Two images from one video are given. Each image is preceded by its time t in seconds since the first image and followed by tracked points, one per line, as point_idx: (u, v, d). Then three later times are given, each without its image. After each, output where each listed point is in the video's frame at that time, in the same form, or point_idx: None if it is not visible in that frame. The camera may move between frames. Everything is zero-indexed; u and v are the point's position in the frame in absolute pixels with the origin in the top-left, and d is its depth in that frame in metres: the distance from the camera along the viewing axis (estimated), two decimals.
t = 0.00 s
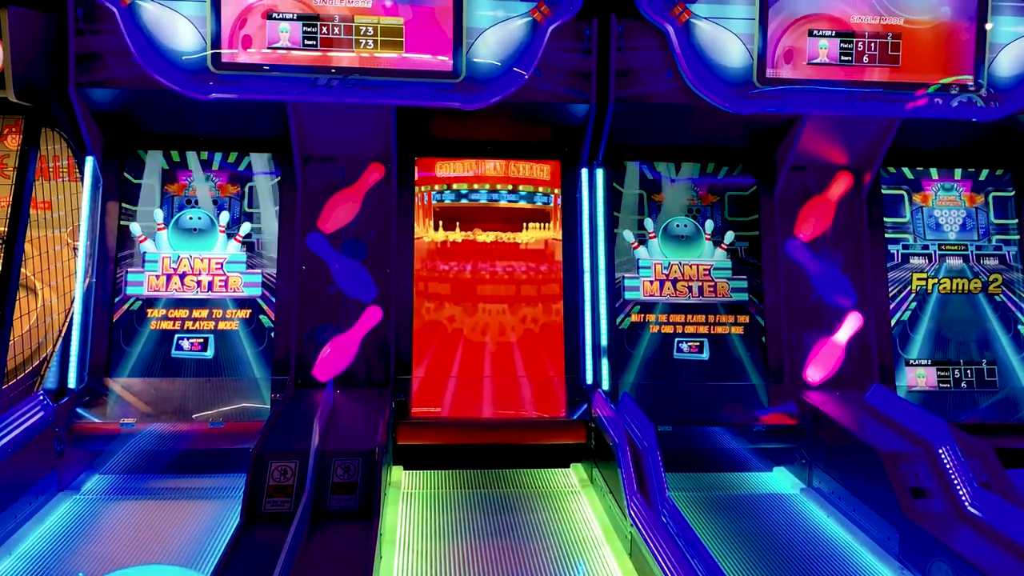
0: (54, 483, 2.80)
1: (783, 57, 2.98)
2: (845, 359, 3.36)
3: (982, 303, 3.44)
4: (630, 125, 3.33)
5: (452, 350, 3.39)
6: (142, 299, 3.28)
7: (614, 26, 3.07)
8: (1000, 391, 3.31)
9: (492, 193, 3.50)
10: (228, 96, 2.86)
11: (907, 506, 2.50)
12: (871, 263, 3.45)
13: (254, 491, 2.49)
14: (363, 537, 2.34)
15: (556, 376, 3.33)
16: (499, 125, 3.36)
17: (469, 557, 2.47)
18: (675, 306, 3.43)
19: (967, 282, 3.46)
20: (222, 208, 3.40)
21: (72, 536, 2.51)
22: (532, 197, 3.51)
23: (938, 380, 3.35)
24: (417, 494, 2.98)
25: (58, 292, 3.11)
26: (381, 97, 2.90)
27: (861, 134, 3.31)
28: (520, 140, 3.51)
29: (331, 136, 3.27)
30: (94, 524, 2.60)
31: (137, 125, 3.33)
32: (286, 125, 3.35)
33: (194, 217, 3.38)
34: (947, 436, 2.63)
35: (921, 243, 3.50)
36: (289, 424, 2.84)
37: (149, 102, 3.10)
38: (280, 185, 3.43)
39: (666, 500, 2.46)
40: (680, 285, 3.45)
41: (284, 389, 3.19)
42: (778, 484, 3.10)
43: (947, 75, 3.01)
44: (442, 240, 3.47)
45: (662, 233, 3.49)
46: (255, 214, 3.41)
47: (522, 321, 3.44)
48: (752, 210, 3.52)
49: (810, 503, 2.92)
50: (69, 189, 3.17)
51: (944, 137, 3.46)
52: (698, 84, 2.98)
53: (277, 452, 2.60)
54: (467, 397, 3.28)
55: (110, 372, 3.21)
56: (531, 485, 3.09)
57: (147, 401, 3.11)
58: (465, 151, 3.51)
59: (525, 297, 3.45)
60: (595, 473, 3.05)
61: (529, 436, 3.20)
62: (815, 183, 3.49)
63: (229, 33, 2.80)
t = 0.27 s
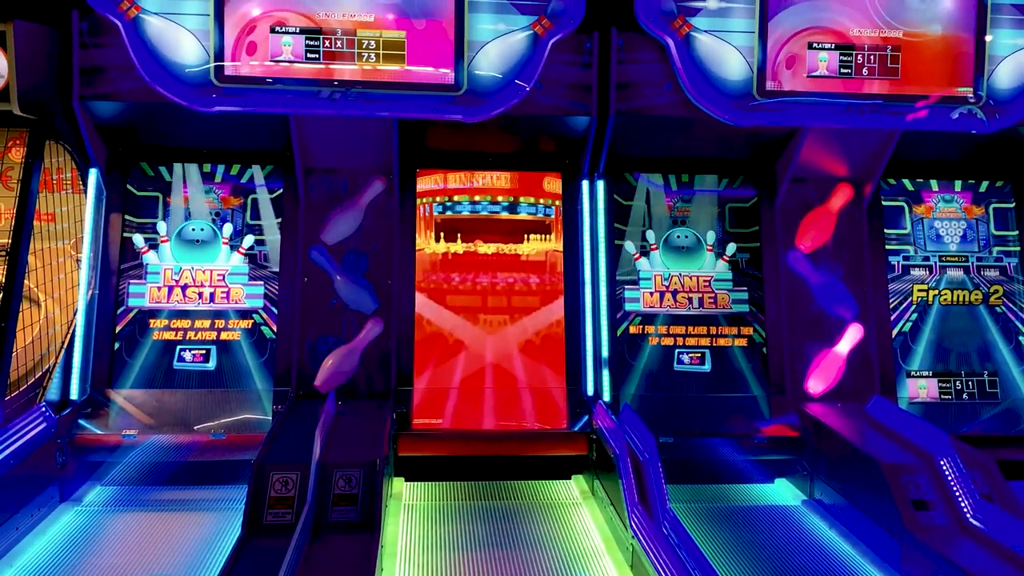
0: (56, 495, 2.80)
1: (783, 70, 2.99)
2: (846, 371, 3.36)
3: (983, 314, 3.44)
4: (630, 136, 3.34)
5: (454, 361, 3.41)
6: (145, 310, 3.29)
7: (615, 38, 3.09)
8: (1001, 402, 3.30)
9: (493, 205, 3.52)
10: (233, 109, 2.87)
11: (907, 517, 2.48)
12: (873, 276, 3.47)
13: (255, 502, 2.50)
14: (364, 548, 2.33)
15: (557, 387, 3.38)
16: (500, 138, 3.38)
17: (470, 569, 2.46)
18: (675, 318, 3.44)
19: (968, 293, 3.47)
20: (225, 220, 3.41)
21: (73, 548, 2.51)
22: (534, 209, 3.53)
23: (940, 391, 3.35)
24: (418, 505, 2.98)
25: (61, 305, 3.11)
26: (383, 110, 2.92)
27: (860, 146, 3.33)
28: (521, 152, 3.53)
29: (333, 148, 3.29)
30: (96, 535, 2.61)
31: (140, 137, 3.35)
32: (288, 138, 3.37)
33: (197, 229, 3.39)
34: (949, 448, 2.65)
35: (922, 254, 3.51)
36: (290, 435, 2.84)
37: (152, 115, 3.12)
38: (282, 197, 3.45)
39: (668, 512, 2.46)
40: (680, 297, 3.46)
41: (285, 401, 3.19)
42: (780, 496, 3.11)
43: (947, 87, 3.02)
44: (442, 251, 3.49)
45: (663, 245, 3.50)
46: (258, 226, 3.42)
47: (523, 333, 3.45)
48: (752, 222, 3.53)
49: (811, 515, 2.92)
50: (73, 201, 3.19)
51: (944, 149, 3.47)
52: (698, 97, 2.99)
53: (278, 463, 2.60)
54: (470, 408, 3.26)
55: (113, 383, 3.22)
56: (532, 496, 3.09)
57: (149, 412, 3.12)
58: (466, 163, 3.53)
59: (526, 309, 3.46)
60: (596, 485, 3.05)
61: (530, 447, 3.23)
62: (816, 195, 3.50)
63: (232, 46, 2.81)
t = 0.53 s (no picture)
0: (56, 505, 2.80)
1: (783, 77, 2.99)
2: (847, 379, 3.36)
3: (985, 322, 3.43)
4: (631, 144, 3.34)
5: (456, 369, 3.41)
6: (145, 318, 3.29)
7: (616, 47, 3.09)
8: (1004, 410, 3.29)
9: (494, 214, 3.53)
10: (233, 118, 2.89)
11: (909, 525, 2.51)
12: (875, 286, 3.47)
13: (255, 511, 2.48)
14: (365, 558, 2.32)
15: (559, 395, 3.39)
16: (501, 146, 3.39)
17: None
18: (676, 326, 3.44)
19: (970, 300, 3.46)
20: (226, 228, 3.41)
21: (73, 558, 2.51)
22: (534, 218, 3.53)
23: (942, 400, 3.34)
24: (419, 514, 2.97)
25: (62, 313, 3.07)
26: (383, 119, 2.92)
27: (860, 155, 3.34)
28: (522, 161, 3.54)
29: (334, 157, 3.29)
30: (96, 545, 2.60)
31: (141, 146, 3.36)
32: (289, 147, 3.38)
33: (198, 237, 3.39)
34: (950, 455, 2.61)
35: (924, 262, 3.51)
36: (291, 444, 2.83)
37: (153, 124, 3.13)
38: (283, 205, 3.45)
39: (670, 521, 2.45)
40: (680, 305, 3.45)
41: (286, 409, 3.19)
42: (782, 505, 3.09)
43: (948, 95, 3.02)
44: (445, 259, 3.48)
45: (664, 253, 3.50)
46: (259, 234, 3.42)
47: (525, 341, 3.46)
48: (753, 230, 3.53)
49: (813, 524, 2.90)
50: (74, 210, 3.15)
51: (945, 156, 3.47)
52: (699, 105, 2.99)
53: (277, 472, 2.58)
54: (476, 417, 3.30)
55: (114, 393, 3.21)
56: (533, 505, 3.09)
57: (149, 420, 3.11)
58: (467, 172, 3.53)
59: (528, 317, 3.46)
60: (598, 494, 3.05)
61: (533, 456, 3.18)
62: (817, 203, 3.49)
63: (233, 55, 2.82)
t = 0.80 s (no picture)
0: (55, 507, 2.80)
1: (783, 79, 2.99)
2: (848, 381, 3.36)
3: (986, 323, 3.43)
4: (631, 146, 3.34)
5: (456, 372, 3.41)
6: (145, 321, 3.29)
7: (615, 49, 3.09)
8: (1004, 412, 3.29)
9: (494, 216, 3.53)
10: (233, 120, 2.89)
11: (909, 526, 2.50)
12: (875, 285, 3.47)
13: (255, 513, 2.48)
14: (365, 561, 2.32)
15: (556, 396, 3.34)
16: (501, 148, 3.39)
17: None
18: (676, 327, 3.43)
19: (970, 302, 3.46)
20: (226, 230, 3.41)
21: (73, 561, 2.51)
22: (534, 220, 3.53)
23: (943, 401, 3.33)
24: (419, 516, 2.97)
25: (62, 316, 3.07)
26: (383, 121, 2.92)
27: (860, 156, 3.34)
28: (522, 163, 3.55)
29: (334, 160, 3.30)
30: (96, 547, 2.60)
31: (142, 149, 3.36)
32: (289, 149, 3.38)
33: (198, 239, 3.39)
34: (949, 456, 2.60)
35: (924, 264, 3.51)
36: (290, 446, 2.83)
37: (153, 126, 3.13)
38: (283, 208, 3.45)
39: (670, 523, 2.44)
40: (679, 306, 3.45)
41: (286, 412, 3.20)
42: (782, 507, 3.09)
43: (947, 96, 3.02)
44: (445, 261, 3.47)
45: (664, 255, 3.50)
46: (259, 237, 3.42)
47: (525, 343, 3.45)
48: (753, 231, 3.53)
49: (813, 526, 2.91)
50: (74, 213, 3.16)
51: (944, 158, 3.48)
52: (698, 107, 2.99)
53: (278, 475, 2.59)
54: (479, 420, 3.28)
55: (114, 395, 3.21)
56: (533, 507, 3.10)
57: (149, 423, 3.12)
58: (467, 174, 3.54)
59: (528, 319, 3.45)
60: (598, 496, 3.05)
61: (531, 457, 3.22)
62: (818, 205, 3.50)
63: (233, 58, 2.82)
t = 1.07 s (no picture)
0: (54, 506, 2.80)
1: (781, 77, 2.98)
2: (846, 378, 3.36)
3: (983, 321, 3.43)
4: (629, 143, 3.34)
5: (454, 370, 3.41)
6: (143, 319, 3.29)
7: (613, 46, 3.09)
8: (1003, 409, 3.29)
9: (492, 214, 3.53)
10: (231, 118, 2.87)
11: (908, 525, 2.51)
12: (872, 282, 3.46)
13: (254, 511, 2.48)
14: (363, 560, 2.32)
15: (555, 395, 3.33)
16: (499, 145, 3.39)
17: None
18: (674, 325, 3.43)
19: (967, 299, 3.46)
20: (224, 228, 3.41)
21: (71, 559, 2.51)
22: (532, 218, 3.53)
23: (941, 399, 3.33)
24: (418, 514, 2.98)
25: (59, 314, 3.06)
26: (381, 119, 2.92)
27: (858, 153, 3.34)
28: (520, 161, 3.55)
29: (332, 158, 3.29)
30: (94, 546, 2.60)
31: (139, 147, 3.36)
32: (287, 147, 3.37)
33: (196, 237, 3.39)
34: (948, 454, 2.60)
35: (922, 262, 3.51)
36: (289, 443, 2.83)
37: (151, 124, 3.13)
38: (281, 206, 3.45)
39: (668, 520, 2.45)
40: (677, 304, 3.45)
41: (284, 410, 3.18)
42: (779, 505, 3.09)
43: (945, 94, 3.01)
44: (443, 259, 3.47)
45: (664, 252, 3.49)
46: (257, 235, 3.42)
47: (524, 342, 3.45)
48: (751, 229, 3.52)
49: (810, 524, 2.91)
50: (72, 211, 3.15)
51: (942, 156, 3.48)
52: (696, 104, 2.98)
53: (277, 473, 2.57)
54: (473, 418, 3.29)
55: (112, 393, 3.20)
56: (531, 505, 3.10)
57: (148, 421, 3.11)
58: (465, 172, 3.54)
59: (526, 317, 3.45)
60: (596, 494, 3.05)
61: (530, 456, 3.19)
62: (816, 203, 3.50)
63: (230, 56, 2.82)
